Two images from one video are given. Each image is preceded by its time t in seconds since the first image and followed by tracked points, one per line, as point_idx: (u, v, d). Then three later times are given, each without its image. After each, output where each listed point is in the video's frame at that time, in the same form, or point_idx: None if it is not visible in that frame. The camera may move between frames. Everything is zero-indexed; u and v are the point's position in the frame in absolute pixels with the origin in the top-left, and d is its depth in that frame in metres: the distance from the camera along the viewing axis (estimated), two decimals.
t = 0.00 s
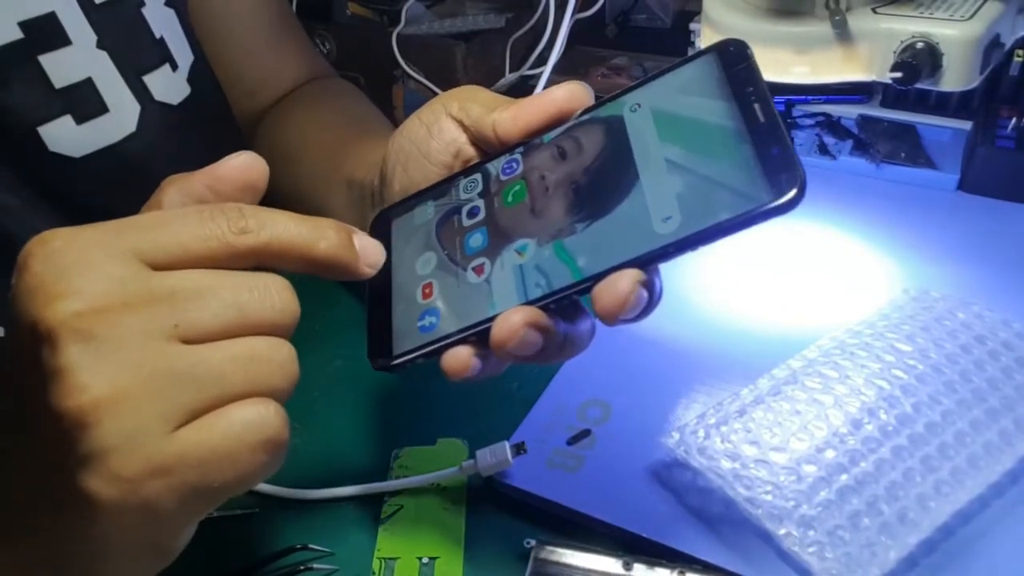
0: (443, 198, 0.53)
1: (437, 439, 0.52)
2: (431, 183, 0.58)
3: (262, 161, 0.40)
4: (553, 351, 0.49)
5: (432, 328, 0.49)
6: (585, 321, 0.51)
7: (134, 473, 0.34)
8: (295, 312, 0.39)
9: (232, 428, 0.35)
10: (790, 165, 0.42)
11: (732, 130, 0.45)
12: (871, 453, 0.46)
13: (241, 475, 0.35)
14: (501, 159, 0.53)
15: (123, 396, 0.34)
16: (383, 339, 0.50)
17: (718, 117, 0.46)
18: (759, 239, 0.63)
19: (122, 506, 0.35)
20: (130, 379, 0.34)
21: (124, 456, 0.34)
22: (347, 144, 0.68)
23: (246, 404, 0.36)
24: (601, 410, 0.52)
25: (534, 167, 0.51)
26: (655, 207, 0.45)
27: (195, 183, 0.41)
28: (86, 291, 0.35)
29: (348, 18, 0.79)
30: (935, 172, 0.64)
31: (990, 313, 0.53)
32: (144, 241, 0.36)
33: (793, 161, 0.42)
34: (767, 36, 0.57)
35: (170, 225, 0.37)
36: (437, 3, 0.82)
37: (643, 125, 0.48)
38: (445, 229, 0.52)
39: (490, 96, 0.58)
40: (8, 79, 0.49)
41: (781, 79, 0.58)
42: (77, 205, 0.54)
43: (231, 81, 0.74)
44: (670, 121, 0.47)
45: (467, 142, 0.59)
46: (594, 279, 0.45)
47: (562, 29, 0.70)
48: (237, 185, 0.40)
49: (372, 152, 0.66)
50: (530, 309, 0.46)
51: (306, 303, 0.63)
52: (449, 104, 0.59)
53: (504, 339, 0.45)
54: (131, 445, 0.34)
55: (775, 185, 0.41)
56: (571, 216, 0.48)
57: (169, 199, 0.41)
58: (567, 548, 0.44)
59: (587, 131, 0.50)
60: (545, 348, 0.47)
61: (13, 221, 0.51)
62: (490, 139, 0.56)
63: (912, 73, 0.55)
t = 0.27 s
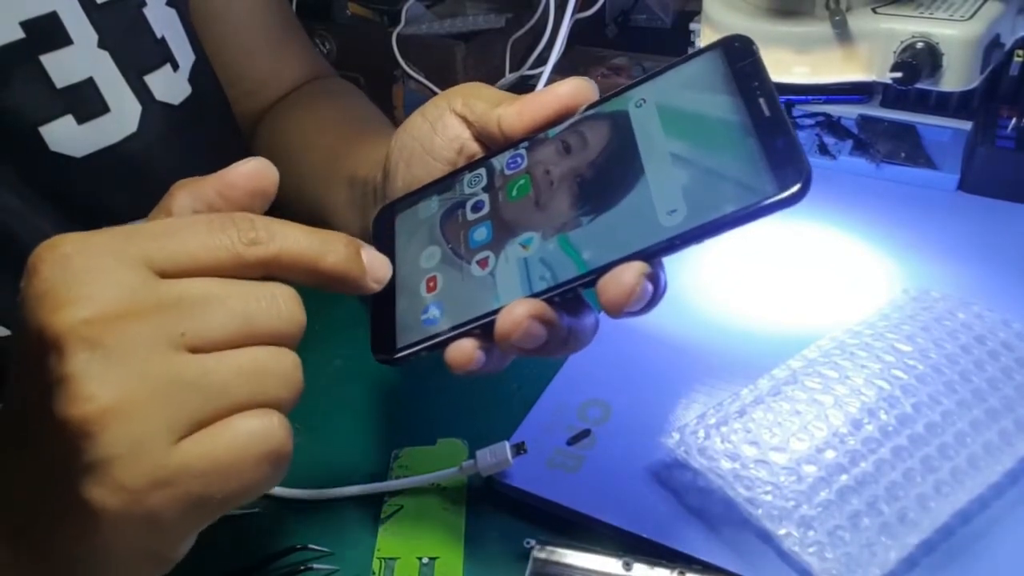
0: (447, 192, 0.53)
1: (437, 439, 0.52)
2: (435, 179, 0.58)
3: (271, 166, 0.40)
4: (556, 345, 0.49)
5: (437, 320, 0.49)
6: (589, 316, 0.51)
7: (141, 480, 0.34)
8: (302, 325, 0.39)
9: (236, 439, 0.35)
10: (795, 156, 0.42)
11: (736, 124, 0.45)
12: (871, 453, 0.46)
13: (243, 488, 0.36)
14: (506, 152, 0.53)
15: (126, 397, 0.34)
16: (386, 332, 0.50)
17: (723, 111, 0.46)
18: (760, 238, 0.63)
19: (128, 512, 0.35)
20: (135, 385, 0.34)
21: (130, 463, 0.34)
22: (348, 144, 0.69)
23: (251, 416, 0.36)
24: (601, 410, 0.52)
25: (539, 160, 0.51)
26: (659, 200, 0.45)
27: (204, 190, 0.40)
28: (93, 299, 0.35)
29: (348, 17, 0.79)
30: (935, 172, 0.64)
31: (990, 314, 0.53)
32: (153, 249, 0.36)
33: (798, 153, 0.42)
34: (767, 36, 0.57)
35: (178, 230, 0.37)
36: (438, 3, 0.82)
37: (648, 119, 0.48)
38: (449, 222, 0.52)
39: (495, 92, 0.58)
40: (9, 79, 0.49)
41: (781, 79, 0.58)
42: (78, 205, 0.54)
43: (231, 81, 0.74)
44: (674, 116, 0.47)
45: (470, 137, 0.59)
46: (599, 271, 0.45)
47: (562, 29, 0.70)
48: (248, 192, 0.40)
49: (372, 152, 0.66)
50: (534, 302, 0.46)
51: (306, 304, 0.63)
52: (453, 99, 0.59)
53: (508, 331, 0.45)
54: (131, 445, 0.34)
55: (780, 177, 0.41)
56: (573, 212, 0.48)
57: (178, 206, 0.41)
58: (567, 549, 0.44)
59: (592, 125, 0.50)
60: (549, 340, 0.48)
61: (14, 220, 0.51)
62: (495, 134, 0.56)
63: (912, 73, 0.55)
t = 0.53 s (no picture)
0: (449, 188, 0.53)
1: (437, 439, 0.52)
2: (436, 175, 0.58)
3: (288, 177, 0.40)
4: (558, 341, 0.49)
5: (438, 316, 0.49)
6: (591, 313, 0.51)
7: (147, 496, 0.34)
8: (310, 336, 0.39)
9: (239, 461, 0.35)
10: (797, 152, 0.42)
11: (739, 121, 0.45)
12: (871, 453, 0.46)
13: (244, 507, 0.36)
14: (508, 149, 0.52)
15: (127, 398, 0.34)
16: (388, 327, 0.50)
17: (725, 108, 0.46)
18: (761, 237, 0.63)
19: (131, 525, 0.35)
20: (142, 397, 0.34)
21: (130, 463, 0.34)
22: (348, 144, 0.69)
23: (255, 437, 0.36)
24: (601, 410, 0.52)
25: (541, 157, 0.51)
26: (661, 196, 0.45)
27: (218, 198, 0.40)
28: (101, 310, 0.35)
29: (348, 17, 0.79)
30: (935, 172, 0.64)
31: (990, 313, 0.53)
32: (163, 264, 0.36)
33: (800, 148, 0.42)
34: (767, 36, 0.57)
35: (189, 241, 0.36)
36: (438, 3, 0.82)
37: (650, 116, 0.48)
38: (451, 219, 0.52)
39: (496, 90, 0.58)
40: (9, 79, 0.49)
41: (781, 79, 0.58)
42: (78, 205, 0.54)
43: (232, 80, 0.74)
44: (676, 112, 0.47)
45: (471, 134, 0.59)
46: (600, 267, 0.45)
47: (561, 29, 0.70)
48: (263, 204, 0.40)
49: (372, 152, 0.66)
50: (535, 297, 0.46)
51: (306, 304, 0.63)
52: (455, 97, 0.59)
53: (510, 327, 0.45)
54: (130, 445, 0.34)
55: (782, 173, 0.41)
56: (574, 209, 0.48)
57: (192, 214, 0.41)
58: (567, 548, 0.44)
59: (594, 122, 0.50)
60: (551, 336, 0.48)
61: (14, 221, 0.51)
62: (496, 131, 0.56)
63: (912, 73, 0.55)
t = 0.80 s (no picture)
0: (447, 189, 0.53)
1: (437, 440, 0.52)
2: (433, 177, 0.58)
3: (288, 178, 0.40)
4: (555, 342, 0.49)
5: (435, 317, 0.49)
6: (588, 315, 0.51)
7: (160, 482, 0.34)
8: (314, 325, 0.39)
9: (256, 441, 0.35)
10: (795, 153, 0.42)
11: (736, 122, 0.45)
12: (871, 453, 0.46)
13: (261, 489, 0.36)
14: (506, 151, 0.53)
15: (127, 398, 0.34)
16: (385, 329, 0.50)
17: (722, 109, 0.46)
18: (761, 237, 0.63)
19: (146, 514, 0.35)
20: (153, 383, 0.34)
21: (130, 463, 0.34)
22: (347, 144, 0.68)
23: (267, 420, 0.36)
24: (601, 410, 0.52)
25: (539, 158, 0.51)
26: (658, 198, 0.45)
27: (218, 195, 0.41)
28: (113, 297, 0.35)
29: (347, 18, 0.79)
30: (935, 172, 0.64)
31: (991, 314, 0.53)
32: (171, 251, 0.36)
33: (797, 150, 0.42)
34: (766, 36, 0.57)
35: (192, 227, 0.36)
36: (438, 3, 0.82)
37: (648, 117, 0.48)
38: (449, 219, 0.52)
39: (495, 91, 0.58)
40: (8, 80, 0.49)
41: (781, 79, 0.58)
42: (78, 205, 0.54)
43: (232, 81, 0.74)
44: (674, 114, 0.47)
45: (469, 135, 0.59)
46: (597, 269, 0.45)
47: (561, 29, 0.70)
48: (263, 202, 0.40)
49: (372, 151, 0.66)
50: (532, 298, 0.46)
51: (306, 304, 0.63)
52: (454, 98, 0.59)
53: (507, 328, 0.45)
54: (130, 444, 0.34)
55: (780, 175, 0.41)
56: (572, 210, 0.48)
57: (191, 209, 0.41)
58: (567, 548, 0.44)
59: (592, 123, 0.50)
60: (548, 338, 0.47)
61: (13, 220, 0.51)
62: (494, 132, 0.56)
63: (912, 73, 0.54)
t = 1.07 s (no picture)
0: (439, 195, 0.53)
1: (437, 439, 0.52)
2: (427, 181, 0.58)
3: (313, 196, 0.41)
4: (546, 349, 0.49)
5: (428, 326, 0.49)
6: (579, 320, 0.51)
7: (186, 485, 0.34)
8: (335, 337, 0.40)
9: (281, 451, 0.35)
10: (784, 157, 0.41)
11: (726, 126, 0.45)
12: (871, 453, 0.46)
13: (282, 497, 0.36)
14: (498, 157, 0.53)
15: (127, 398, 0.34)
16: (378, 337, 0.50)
17: (711, 113, 0.46)
18: (760, 237, 0.63)
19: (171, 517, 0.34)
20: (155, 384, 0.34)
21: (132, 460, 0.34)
22: (347, 144, 0.69)
23: (293, 432, 0.36)
24: (601, 410, 0.52)
25: (530, 164, 0.51)
26: (648, 203, 0.45)
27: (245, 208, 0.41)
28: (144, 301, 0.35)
29: (348, 18, 0.79)
30: (935, 172, 0.64)
31: (990, 314, 0.53)
32: (208, 258, 0.36)
33: (785, 153, 0.41)
34: (766, 36, 0.57)
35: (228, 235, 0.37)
36: (438, 3, 0.82)
37: (638, 121, 0.48)
38: (441, 225, 0.52)
39: (488, 95, 0.58)
40: (8, 80, 0.49)
41: (781, 80, 0.58)
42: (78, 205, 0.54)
43: (232, 82, 0.74)
44: (665, 118, 0.47)
45: (463, 139, 0.59)
46: (586, 277, 0.45)
47: (561, 29, 0.70)
48: (287, 217, 0.41)
49: (372, 152, 0.66)
50: (522, 306, 0.46)
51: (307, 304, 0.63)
52: (447, 102, 0.59)
53: (497, 336, 0.45)
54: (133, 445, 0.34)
55: (768, 179, 0.41)
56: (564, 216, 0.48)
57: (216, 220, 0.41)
58: (566, 548, 0.44)
59: (584, 128, 0.50)
60: (539, 346, 0.47)
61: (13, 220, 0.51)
62: (488, 136, 0.56)
63: (912, 73, 0.54)
